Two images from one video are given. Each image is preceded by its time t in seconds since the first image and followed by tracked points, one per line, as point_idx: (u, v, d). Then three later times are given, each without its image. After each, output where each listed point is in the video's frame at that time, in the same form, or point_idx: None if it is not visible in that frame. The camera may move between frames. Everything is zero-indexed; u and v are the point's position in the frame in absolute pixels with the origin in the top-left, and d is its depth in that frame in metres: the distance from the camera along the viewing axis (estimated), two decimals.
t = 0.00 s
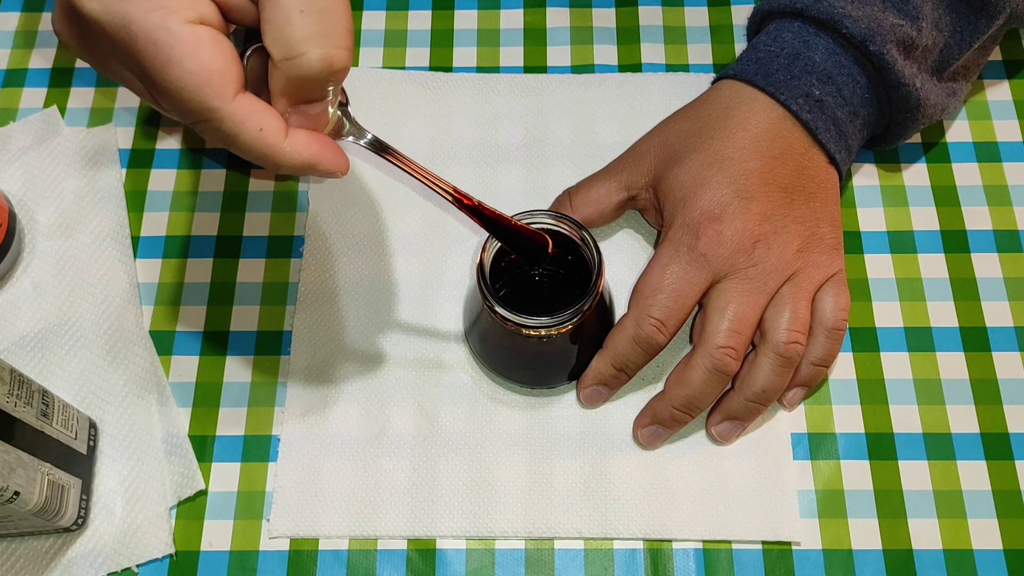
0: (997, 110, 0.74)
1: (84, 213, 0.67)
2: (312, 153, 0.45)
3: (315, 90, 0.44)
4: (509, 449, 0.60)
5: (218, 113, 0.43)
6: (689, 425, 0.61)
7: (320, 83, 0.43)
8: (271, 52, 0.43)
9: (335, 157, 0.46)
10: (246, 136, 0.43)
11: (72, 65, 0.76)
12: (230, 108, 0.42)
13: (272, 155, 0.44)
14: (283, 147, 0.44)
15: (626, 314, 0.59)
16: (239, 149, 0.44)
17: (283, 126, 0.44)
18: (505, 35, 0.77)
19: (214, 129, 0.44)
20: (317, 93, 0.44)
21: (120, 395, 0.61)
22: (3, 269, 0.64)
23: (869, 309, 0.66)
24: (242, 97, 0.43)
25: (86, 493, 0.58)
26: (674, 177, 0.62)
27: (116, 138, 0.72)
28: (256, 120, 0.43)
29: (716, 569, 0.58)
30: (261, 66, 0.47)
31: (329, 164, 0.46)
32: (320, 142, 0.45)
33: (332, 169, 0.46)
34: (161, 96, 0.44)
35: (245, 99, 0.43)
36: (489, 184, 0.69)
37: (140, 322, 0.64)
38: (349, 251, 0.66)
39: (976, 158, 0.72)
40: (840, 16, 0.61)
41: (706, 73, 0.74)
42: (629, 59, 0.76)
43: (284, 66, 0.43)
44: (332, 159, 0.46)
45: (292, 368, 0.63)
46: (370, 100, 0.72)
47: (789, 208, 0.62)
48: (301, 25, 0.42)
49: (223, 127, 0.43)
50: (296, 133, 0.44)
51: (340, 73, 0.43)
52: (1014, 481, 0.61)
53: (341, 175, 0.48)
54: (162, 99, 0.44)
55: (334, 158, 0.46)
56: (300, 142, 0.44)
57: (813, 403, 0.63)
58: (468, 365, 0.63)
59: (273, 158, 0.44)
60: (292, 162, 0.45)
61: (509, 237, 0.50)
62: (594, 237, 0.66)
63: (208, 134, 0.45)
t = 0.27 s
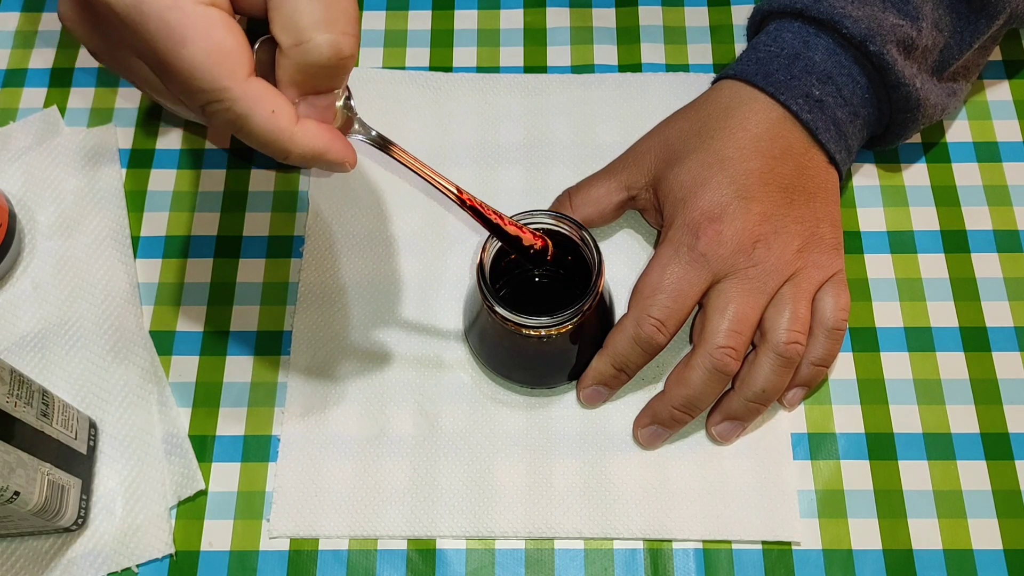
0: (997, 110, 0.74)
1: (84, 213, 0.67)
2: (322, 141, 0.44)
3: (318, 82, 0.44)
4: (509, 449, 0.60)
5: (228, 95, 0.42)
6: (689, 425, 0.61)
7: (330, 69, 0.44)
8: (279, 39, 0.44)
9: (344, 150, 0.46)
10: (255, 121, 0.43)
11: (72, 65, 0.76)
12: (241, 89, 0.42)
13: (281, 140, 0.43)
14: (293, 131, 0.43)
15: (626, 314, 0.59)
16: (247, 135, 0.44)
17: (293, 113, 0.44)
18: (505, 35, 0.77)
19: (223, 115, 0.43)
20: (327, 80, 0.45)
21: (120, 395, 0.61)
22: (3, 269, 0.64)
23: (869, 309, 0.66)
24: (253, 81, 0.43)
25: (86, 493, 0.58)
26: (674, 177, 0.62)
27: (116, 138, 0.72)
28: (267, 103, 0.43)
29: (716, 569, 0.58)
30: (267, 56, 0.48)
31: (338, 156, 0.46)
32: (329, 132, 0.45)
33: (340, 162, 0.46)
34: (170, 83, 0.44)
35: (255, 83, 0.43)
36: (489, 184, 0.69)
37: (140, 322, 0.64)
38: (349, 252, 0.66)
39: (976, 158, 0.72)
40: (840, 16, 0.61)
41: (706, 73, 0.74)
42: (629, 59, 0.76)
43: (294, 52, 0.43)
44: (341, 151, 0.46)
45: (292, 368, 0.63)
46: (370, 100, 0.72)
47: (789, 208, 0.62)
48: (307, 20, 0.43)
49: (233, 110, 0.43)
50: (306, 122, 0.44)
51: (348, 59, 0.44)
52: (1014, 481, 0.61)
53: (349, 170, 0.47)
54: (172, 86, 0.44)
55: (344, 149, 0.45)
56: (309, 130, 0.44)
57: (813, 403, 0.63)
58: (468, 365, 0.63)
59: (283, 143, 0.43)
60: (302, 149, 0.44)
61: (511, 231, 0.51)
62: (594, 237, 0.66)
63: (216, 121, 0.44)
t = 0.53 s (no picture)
0: (997, 110, 0.74)
1: (84, 213, 0.67)
2: (338, 112, 0.44)
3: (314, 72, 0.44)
4: (509, 449, 0.60)
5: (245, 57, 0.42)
6: (689, 426, 0.61)
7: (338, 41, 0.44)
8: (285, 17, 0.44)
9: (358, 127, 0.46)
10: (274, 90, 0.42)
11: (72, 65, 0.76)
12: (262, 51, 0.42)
13: (299, 106, 0.43)
14: (311, 99, 0.43)
15: (626, 314, 0.59)
16: (265, 100, 0.43)
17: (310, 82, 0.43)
18: (505, 35, 0.77)
19: (239, 80, 0.42)
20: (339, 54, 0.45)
21: (120, 395, 0.61)
22: (3, 269, 0.64)
23: (869, 309, 0.66)
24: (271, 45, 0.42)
25: (86, 493, 0.58)
26: (674, 177, 0.62)
27: (116, 138, 0.72)
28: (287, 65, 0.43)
29: (716, 569, 0.58)
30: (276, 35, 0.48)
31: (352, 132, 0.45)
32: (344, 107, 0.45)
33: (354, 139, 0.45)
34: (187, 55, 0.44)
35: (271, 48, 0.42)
36: (489, 184, 0.69)
37: (140, 322, 0.64)
38: (349, 252, 0.66)
39: (976, 158, 0.72)
40: (841, 16, 0.61)
41: (706, 73, 0.74)
42: (629, 59, 0.76)
43: (304, 31, 0.44)
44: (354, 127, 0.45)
45: (292, 368, 0.63)
46: (370, 99, 0.72)
47: (789, 208, 0.62)
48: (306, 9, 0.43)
49: (252, 71, 0.42)
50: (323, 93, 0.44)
51: (357, 26, 0.44)
52: (1014, 481, 0.61)
53: (359, 148, 0.47)
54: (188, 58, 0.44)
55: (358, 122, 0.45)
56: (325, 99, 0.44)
57: (813, 403, 0.63)
58: (468, 365, 0.63)
59: (300, 110, 0.43)
60: (318, 118, 0.43)
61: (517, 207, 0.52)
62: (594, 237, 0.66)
63: (230, 91, 0.43)
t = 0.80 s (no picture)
0: (997, 110, 0.74)
1: (84, 213, 0.67)
2: (328, 119, 0.44)
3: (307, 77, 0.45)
4: (509, 449, 0.60)
5: (236, 67, 0.42)
6: (689, 426, 0.61)
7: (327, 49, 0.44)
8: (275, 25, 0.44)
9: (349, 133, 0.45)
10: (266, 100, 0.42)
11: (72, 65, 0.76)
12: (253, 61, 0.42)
13: (288, 114, 0.42)
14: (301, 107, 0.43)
15: (626, 314, 0.59)
16: (256, 108, 0.42)
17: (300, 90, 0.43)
18: (505, 35, 0.77)
19: (231, 88, 0.42)
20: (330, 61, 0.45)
21: (120, 395, 0.61)
22: (2, 269, 0.64)
23: (869, 309, 0.66)
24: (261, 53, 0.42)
25: (86, 493, 0.58)
26: (674, 177, 0.62)
27: (116, 138, 0.72)
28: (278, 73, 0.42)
29: (716, 569, 0.58)
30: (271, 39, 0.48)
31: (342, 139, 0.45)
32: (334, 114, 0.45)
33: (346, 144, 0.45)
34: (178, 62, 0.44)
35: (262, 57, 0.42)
36: (489, 184, 0.69)
37: (140, 322, 0.64)
38: (349, 252, 0.66)
39: (976, 158, 0.72)
40: (841, 16, 0.61)
41: (706, 73, 0.74)
42: (629, 59, 0.76)
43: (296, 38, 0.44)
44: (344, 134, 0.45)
45: (292, 368, 0.63)
46: (370, 100, 0.72)
47: (789, 208, 0.62)
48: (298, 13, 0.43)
49: (242, 81, 0.42)
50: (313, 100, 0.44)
51: (348, 32, 0.44)
52: (1014, 481, 0.61)
53: (350, 154, 0.46)
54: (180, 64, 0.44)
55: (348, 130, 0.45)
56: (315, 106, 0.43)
57: (813, 403, 0.63)
58: (468, 365, 0.63)
59: (290, 118, 0.42)
60: (308, 125, 0.43)
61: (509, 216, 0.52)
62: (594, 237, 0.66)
63: (223, 99, 0.43)
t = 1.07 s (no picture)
0: (997, 110, 0.74)
1: (84, 213, 0.67)
2: (297, 149, 0.44)
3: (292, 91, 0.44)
4: (509, 449, 0.60)
5: (202, 109, 0.43)
6: (689, 425, 0.61)
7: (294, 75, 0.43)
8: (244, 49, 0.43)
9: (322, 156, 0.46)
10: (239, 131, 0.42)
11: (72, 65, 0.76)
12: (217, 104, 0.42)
13: (255, 150, 0.44)
14: (266, 143, 0.43)
15: (626, 314, 0.59)
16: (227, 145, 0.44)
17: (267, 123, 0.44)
18: (505, 35, 0.77)
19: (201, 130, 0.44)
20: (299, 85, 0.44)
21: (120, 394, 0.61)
22: (2, 269, 0.64)
23: (869, 309, 0.66)
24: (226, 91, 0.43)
25: (86, 492, 0.58)
26: (673, 177, 0.62)
27: (116, 138, 0.72)
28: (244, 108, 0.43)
29: (716, 569, 0.58)
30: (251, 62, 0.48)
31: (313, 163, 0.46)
32: (305, 138, 0.45)
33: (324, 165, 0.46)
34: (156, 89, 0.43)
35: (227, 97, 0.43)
36: (489, 184, 0.69)
37: (140, 322, 0.64)
38: (348, 251, 0.66)
39: (976, 158, 0.72)
40: (841, 16, 0.61)
41: (706, 73, 0.74)
42: (629, 59, 0.76)
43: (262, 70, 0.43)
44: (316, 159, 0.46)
45: (292, 368, 0.63)
46: (370, 100, 0.72)
47: (789, 208, 0.62)
48: (261, 40, 0.41)
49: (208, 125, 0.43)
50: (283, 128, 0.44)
51: (310, 59, 0.42)
52: (1014, 481, 0.61)
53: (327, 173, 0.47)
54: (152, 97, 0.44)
55: (320, 156, 0.45)
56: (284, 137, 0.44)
57: (813, 403, 0.63)
58: (468, 365, 0.63)
59: (259, 154, 0.44)
60: (277, 159, 0.44)
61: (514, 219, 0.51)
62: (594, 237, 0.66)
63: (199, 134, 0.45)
